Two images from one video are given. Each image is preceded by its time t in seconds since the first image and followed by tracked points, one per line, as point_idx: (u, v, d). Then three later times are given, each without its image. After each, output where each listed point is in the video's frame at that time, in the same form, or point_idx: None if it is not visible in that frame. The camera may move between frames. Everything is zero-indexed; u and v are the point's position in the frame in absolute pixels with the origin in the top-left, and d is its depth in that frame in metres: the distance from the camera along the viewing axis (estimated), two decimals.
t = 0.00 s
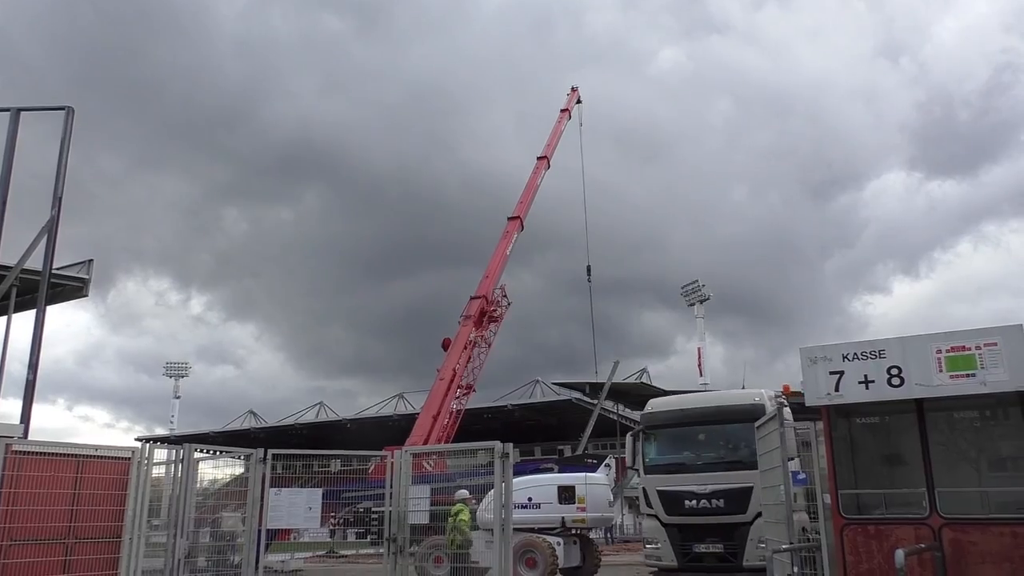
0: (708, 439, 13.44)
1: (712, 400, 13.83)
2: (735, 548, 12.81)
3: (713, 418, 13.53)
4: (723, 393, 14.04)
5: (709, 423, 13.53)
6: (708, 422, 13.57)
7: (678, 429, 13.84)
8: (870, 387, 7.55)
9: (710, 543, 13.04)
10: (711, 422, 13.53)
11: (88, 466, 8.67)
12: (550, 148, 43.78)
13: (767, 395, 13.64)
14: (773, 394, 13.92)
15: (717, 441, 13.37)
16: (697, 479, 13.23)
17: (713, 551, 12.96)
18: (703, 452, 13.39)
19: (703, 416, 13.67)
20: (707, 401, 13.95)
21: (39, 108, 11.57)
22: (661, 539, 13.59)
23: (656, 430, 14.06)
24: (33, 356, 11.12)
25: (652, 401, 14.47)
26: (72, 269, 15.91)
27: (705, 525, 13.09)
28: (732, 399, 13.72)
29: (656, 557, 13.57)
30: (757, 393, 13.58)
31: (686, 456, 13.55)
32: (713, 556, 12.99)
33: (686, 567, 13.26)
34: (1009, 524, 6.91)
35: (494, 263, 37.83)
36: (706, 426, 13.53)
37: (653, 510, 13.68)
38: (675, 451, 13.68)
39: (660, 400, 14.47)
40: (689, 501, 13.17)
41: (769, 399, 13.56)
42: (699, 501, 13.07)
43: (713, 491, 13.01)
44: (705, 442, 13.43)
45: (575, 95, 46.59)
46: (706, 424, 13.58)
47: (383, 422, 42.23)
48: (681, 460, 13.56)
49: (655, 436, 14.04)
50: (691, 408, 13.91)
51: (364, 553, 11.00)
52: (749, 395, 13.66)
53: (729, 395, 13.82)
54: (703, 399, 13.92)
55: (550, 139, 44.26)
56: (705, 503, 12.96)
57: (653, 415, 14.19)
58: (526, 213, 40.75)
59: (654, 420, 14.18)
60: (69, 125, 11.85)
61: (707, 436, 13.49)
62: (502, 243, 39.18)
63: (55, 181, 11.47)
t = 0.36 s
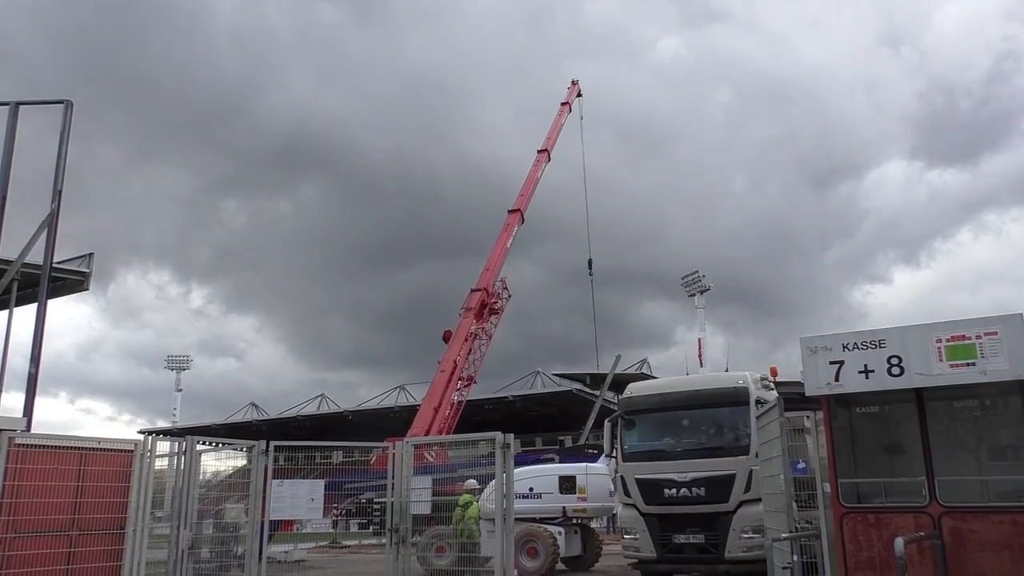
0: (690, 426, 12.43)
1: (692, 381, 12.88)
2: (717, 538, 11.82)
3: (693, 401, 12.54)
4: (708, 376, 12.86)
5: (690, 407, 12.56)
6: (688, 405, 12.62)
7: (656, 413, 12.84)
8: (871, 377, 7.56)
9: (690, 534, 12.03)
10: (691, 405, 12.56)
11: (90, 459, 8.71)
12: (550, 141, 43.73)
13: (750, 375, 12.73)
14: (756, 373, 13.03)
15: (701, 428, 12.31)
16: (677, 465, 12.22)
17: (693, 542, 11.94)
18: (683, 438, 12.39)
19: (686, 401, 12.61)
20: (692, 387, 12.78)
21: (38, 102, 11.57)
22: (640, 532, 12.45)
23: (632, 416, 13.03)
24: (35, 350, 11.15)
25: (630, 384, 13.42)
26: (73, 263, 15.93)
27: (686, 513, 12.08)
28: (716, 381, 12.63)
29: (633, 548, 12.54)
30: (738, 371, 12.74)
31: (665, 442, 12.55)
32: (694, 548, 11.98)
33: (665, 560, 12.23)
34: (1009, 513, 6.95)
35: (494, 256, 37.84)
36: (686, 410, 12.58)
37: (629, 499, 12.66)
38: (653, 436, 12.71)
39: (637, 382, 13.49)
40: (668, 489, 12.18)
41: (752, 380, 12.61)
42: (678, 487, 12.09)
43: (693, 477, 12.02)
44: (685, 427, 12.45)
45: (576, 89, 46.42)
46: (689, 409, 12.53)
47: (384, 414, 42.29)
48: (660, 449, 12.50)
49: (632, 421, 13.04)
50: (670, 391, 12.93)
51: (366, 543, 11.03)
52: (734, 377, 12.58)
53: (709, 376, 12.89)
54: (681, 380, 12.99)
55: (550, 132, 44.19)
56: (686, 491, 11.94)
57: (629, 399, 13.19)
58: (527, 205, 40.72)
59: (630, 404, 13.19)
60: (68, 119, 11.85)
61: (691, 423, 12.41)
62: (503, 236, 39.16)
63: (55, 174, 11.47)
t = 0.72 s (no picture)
0: (669, 414, 12.30)
1: (672, 367, 12.78)
2: (694, 532, 11.75)
3: (673, 389, 12.44)
4: (687, 362, 12.78)
5: (669, 394, 12.45)
6: (666, 392, 12.51)
7: (634, 401, 12.70)
8: (867, 368, 7.57)
9: (667, 528, 11.95)
10: (670, 392, 12.46)
11: (89, 459, 8.70)
12: (546, 138, 43.69)
13: (730, 360, 12.68)
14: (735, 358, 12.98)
15: (681, 416, 12.21)
16: (654, 455, 12.09)
17: (670, 536, 11.84)
18: (662, 426, 12.27)
19: (665, 388, 12.50)
20: (671, 374, 12.68)
21: (32, 102, 11.53)
22: (616, 527, 12.33)
23: (609, 404, 12.88)
24: (31, 350, 11.14)
25: (607, 371, 13.25)
26: (69, 263, 15.90)
27: (663, 506, 11.99)
28: (696, 368, 12.57)
29: (609, 544, 12.39)
30: (717, 357, 12.69)
31: (642, 431, 12.40)
32: (671, 542, 11.87)
33: (641, 555, 12.11)
34: (1005, 502, 6.98)
35: (490, 253, 37.84)
36: (664, 398, 12.46)
37: (605, 492, 12.50)
38: (630, 425, 12.56)
39: (614, 369, 13.33)
40: (644, 482, 12.07)
41: (731, 367, 12.53)
42: (655, 480, 11.99)
43: (670, 468, 11.93)
44: (664, 416, 12.34)
45: (572, 87, 46.36)
46: (667, 396, 12.42)
47: (383, 410, 42.30)
48: (638, 438, 12.36)
49: (609, 410, 12.88)
50: (648, 378, 12.81)
51: (366, 540, 10.99)
52: (713, 363, 12.51)
53: (688, 362, 12.81)
54: (660, 367, 12.88)
55: (546, 129, 44.13)
56: (663, 483, 11.84)
57: (607, 387, 13.02)
58: (523, 202, 40.70)
59: (607, 392, 13.03)
60: (62, 118, 11.82)
61: (670, 410, 12.30)
62: (499, 233, 39.16)
63: (49, 174, 11.44)
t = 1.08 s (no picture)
0: (646, 402, 12.17)
1: (649, 354, 12.64)
2: (673, 528, 11.56)
3: (649, 376, 12.29)
4: (664, 348, 12.63)
5: (645, 382, 12.31)
6: (643, 380, 12.38)
7: (610, 390, 12.58)
8: (867, 359, 7.57)
9: (645, 524, 11.75)
10: (647, 381, 12.32)
11: (90, 457, 8.71)
12: (545, 134, 43.62)
13: (708, 346, 12.53)
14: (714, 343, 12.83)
15: (659, 404, 12.06)
16: (632, 448, 11.93)
17: (648, 533, 11.65)
18: (639, 416, 12.13)
19: (642, 376, 12.36)
20: (647, 361, 12.54)
21: (29, 101, 11.52)
22: (593, 524, 12.15)
23: (585, 394, 12.75)
24: (32, 349, 11.15)
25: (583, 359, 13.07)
26: (68, 262, 15.91)
27: (640, 501, 11.82)
28: (673, 354, 12.43)
29: (585, 542, 12.21)
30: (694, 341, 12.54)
31: (618, 422, 12.26)
32: (648, 539, 11.67)
33: (618, 553, 11.91)
34: (1006, 492, 6.99)
35: (490, 249, 37.80)
36: (641, 386, 12.33)
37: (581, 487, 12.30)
38: (607, 414, 12.41)
39: (590, 357, 13.16)
40: (621, 476, 11.88)
41: (709, 352, 12.36)
42: (631, 474, 11.80)
43: (647, 461, 11.75)
44: (640, 405, 12.21)
45: (571, 83, 46.24)
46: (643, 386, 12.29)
47: (384, 406, 42.34)
48: (615, 429, 12.20)
49: (585, 400, 12.75)
50: (624, 366, 12.67)
51: (368, 536, 11.06)
52: (690, 349, 12.35)
53: (666, 348, 12.67)
54: (637, 355, 12.73)
55: (545, 125, 44.05)
56: (641, 477, 11.65)
57: (583, 377, 12.87)
58: (522, 198, 40.66)
59: (582, 382, 12.88)
60: (59, 117, 11.80)
61: (648, 399, 12.19)
62: (499, 229, 39.15)
63: (47, 173, 11.43)
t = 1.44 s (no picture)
0: (627, 392, 11.46)
1: (631, 341, 11.95)
2: (653, 526, 10.83)
3: (630, 365, 11.60)
4: (646, 335, 11.94)
5: (626, 371, 11.60)
6: (624, 369, 11.67)
7: (590, 379, 11.87)
8: (873, 353, 7.55)
9: (623, 522, 11.04)
10: (628, 369, 11.61)
11: (97, 453, 8.75)
12: (550, 130, 43.57)
13: (694, 332, 11.84)
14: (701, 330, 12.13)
15: (641, 394, 11.36)
16: (611, 440, 11.21)
17: (626, 531, 10.94)
18: (619, 406, 11.41)
19: (622, 364, 11.67)
20: (629, 348, 11.84)
21: (34, 97, 11.54)
22: (568, 522, 11.42)
23: (563, 383, 12.03)
24: (38, 345, 11.19)
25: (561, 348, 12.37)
26: (74, 258, 15.96)
27: (618, 497, 11.10)
28: (656, 341, 11.73)
29: (560, 540, 11.51)
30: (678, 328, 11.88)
31: (597, 413, 11.54)
32: (626, 538, 10.97)
33: (595, 553, 11.21)
34: (1012, 485, 6.95)
35: (495, 245, 37.79)
36: (622, 375, 11.62)
37: (557, 483, 11.59)
38: (585, 404, 11.70)
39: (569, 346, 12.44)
40: (598, 471, 11.18)
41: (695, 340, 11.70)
42: (609, 468, 11.10)
43: (626, 456, 11.03)
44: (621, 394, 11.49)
45: (575, 80, 46.14)
46: (624, 374, 11.60)
47: (389, 402, 42.43)
48: (593, 420, 11.49)
49: (562, 390, 12.04)
50: (604, 354, 11.95)
51: (373, 530, 11.18)
52: (675, 336, 11.70)
53: (649, 335, 11.97)
54: (619, 342, 12.05)
55: (550, 121, 43.97)
56: (619, 471, 10.96)
57: (561, 365, 12.17)
58: (527, 194, 40.63)
59: (560, 370, 12.17)
60: (64, 113, 11.82)
61: (629, 388, 11.49)
62: (504, 225, 39.16)
63: (53, 170, 11.45)
